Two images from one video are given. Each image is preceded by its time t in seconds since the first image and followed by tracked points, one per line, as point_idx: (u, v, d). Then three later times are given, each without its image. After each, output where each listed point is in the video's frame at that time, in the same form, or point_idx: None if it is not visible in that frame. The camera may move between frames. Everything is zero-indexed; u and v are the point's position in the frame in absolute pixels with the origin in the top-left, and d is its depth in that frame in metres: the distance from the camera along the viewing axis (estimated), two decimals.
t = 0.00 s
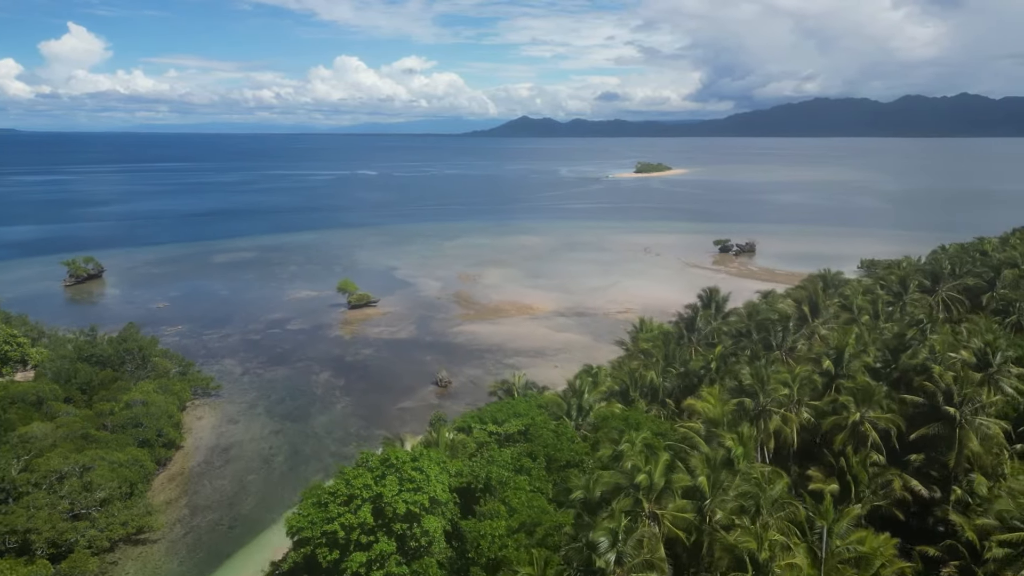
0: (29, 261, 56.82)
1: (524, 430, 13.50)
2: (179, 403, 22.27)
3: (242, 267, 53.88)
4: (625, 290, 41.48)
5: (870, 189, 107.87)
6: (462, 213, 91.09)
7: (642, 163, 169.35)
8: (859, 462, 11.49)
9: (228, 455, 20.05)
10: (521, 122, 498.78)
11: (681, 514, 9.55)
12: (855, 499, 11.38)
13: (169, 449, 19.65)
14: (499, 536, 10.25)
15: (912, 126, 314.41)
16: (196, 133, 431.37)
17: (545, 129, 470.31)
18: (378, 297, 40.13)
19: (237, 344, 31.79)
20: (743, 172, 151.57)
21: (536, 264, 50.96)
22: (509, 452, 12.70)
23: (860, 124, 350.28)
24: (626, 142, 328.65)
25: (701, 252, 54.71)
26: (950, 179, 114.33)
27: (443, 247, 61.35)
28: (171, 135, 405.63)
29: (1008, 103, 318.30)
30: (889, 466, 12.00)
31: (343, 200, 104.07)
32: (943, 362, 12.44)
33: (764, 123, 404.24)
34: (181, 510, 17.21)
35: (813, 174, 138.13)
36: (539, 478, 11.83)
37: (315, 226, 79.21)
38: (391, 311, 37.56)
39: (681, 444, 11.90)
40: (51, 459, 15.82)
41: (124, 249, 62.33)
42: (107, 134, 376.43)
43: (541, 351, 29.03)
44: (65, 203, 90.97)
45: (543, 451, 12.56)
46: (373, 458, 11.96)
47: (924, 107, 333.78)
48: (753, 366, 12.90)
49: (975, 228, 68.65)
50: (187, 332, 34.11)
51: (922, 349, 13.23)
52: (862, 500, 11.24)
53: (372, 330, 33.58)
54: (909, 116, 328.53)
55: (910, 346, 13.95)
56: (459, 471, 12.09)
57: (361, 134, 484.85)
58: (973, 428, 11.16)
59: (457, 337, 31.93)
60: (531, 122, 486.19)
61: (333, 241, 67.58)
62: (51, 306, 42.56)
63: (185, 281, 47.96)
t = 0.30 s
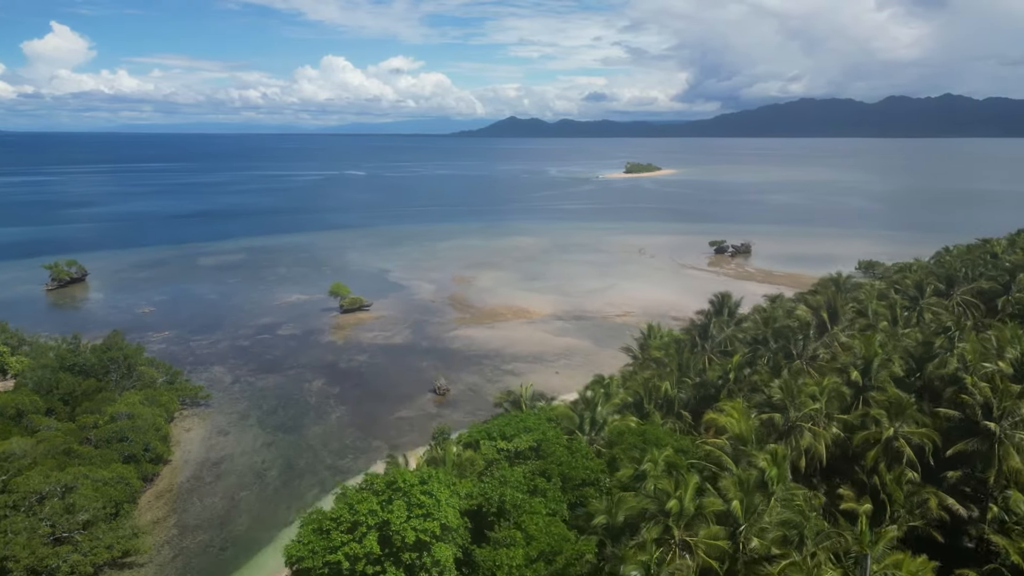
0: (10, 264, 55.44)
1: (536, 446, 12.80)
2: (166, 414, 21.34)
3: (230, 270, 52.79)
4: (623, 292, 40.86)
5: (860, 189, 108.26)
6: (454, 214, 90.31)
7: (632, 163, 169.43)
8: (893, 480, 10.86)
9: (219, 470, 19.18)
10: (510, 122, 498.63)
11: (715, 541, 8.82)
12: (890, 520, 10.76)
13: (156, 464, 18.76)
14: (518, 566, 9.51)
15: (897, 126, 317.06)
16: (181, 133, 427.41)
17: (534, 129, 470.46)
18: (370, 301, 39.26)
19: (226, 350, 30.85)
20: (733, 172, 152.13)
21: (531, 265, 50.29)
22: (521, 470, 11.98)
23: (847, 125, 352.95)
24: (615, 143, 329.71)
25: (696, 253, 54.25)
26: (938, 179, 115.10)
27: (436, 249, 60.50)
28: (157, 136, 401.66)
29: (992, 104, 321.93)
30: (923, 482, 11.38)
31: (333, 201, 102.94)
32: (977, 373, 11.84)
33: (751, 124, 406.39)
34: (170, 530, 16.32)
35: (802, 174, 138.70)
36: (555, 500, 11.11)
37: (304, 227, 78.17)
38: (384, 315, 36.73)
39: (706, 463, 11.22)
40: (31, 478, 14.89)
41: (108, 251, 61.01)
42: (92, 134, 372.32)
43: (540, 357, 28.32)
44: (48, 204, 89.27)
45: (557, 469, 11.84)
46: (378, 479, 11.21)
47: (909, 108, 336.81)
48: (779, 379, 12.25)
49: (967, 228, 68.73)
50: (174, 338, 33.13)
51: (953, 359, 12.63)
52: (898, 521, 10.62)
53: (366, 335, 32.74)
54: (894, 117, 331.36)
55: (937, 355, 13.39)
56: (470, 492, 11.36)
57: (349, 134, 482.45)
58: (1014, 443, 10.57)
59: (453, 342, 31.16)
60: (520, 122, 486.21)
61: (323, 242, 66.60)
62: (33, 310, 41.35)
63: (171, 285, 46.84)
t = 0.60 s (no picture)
0: None
1: (550, 463, 12.08)
2: (153, 426, 20.40)
3: (219, 273, 51.67)
4: (620, 294, 40.19)
5: (850, 189, 108.49)
6: (445, 215, 89.48)
7: (622, 163, 169.34)
8: (932, 499, 10.24)
9: (210, 486, 18.31)
10: (499, 122, 498.09)
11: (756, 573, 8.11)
12: (929, 543, 10.15)
13: (144, 480, 17.88)
14: None
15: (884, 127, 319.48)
16: (166, 133, 423.12)
17: (524, 129, 470.16)
18: (364, 305, 38.38)
19: (216, 357, 29.88)
20: (723, 172, 152.47)
21: (526, 267, 49.58)
22: (535, 492, 11.25)
23: (834, 125, 355.30)
24: (604, 143, 330.35)
25: (692, 254, 53.74)
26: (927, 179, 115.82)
27: (428, 250, 59.64)
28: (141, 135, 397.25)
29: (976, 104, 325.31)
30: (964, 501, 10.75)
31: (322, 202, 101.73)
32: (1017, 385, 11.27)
33: (739, 124, 408.30)
34: (158, 552, 15.46)
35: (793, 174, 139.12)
36: (574, 525, 10.42)
37: (294, 228, 77.04)
38: (378, 319, 35.87)
39: (736, 483, 10.53)
40: (8, 501, 14.00)
41: (92, 254, 59.65)
42: (76, 135, 367.49)
43: (540, 363, 27.57)
44: (31, 206, 87.47)
45: (574, 490, 11.14)
46: (385, 504, 10.47)
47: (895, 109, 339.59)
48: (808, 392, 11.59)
49: (959, 228, 68.77)
50: (162, 344, 32.09)
51: (988, 369, 12.08)
52: (939, 544, 10.02)
53: (360, 340, 31.87)
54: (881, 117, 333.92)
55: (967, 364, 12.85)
56: (483, 516, 10.64)
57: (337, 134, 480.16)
58: None
59: (450, 347, 30.35)
60: (510, 123, 485.76)
61: (314, 244, 65.57)
62: (14, 315, 40.11)
63: (158, 289, 45.71)
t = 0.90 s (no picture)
0: None
1: (569, 484, 11.37)
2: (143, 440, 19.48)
3: (209, 275, 50.60)
4: (621, 296, 39.52)
5: (843, 189, 108.53)
6: (439, 216, 88.62)
7: (615, 163, 169.26)
8: (981, 522, 9.59)
9: (203, 503, 17.45)
10: (491, 122, 497.73)
11: None
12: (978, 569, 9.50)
13: (133, 498, 16.99)
14: None
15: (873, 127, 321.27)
16: (154, 133, 419.24)
17: (515, 129, 469.83)
18: (359, 309, 37.52)
19: (208, 364, 28.94)
20: (716, 172, 152.55)
21: (523, 269, 48.85)
22: (556, 516, 10.53)
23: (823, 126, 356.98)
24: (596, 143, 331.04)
25: (689, 255, 53.16)
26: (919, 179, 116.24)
27: (423, 252, 58.80)
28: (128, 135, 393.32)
29: (964, 104, 327.92)
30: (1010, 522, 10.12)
31: (313, 202, 100.57)
32: None
33: (730, 125, 409.51)
34: None
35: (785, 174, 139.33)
36: (599, 553, 9.71)
37: (286, 229, 75.93)
38: (375, 323, 34.98)
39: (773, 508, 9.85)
40: None
41: (78, 256, 58.36)
42: (62, 135, 363.22)
43: (543, 369, 26.81)
44: (15, 207, 85.80)
45: (598, 514, 10.45)
46: (397, 533, 9.74)
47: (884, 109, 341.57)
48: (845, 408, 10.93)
49: (954, 228, 68.66)
50: (151, 351, 31.06)
51: None
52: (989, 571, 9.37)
53: (356, 345, 31.01)
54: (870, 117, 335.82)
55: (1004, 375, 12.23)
56: (502, 545, 9.91)
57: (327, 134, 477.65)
58: None
59: (449, 352, 29.54)
60: (501, 123, 485.35)
61: (306, 245, 64.59)
62: None
63: (147, 292, 44.60)
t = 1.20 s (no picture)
0: None
1: (593, 509, 10.65)
2: (133, 455, 18.59)
3: (201, 278, 49.59)
4: (622, 299, 38.83)
5: (838, 189, 108.52)
6: (434, 216, 87.83)
7: (609, 163, 169.04)
8: None
9: (197, 522, 16.60)
10: (483, 122, 497.08)
11: None
12: None
13: (123, 517, 16.13)
14: None
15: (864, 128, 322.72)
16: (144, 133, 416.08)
17: (508, 128, 469.38)
18: (356, 313, 36.66)
19: (201, 371, 28.02)
20: (710, 172, 152.56)
21: (522, 271, 48.14)
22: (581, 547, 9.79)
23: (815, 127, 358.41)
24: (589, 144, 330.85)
25: (689, 256, 52.58)
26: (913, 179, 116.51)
27: (419, 253, 57.99)
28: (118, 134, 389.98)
29: (954, 104, 330.05)
30: None
31: (306, 203, 99.52)
32: None
33: (722, 125, 410.55)
34: None
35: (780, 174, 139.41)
36: None
37: (279, 231, 74.94)
38: (373, 328, 34.15)
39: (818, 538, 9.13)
40: None
41: (67, 258, 57.18)
42: (50, 134, 359.72)
43: (548, 375, 26.03)
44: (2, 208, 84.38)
45: (625, 542, 9.74)
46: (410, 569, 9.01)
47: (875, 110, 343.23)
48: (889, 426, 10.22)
49: (951, 228, 68.46)
50: (141, 358, 30.09)
51: None
52: None
53: (354, 351, 30.17)
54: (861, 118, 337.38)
55: None
56: None
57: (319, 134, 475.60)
58: None
59: (450, 358, 28.74)
60: (494, 123, 484.85)
61: (300, 247, 63.62)
62: None
63: (137, 296, 43.58)
